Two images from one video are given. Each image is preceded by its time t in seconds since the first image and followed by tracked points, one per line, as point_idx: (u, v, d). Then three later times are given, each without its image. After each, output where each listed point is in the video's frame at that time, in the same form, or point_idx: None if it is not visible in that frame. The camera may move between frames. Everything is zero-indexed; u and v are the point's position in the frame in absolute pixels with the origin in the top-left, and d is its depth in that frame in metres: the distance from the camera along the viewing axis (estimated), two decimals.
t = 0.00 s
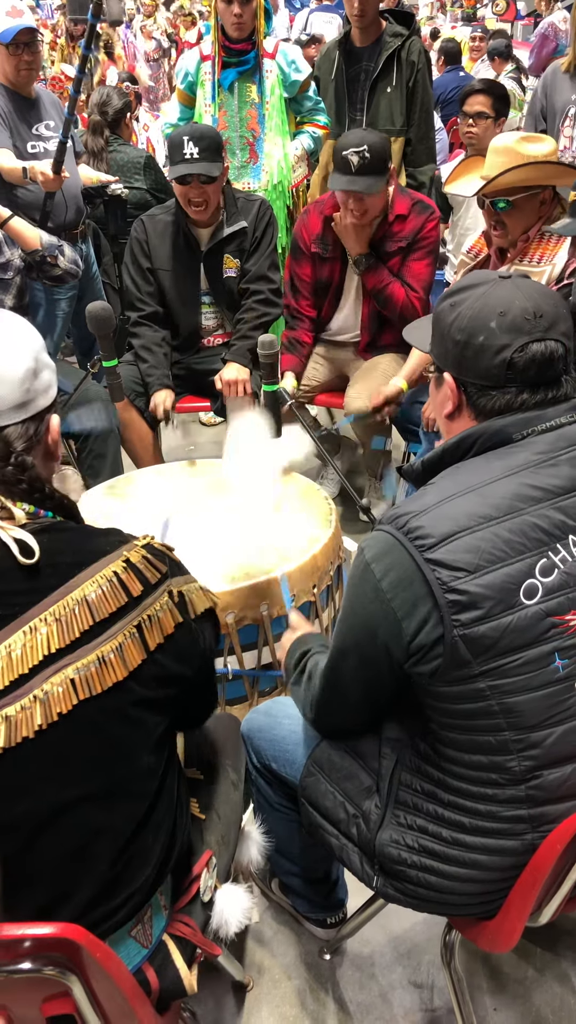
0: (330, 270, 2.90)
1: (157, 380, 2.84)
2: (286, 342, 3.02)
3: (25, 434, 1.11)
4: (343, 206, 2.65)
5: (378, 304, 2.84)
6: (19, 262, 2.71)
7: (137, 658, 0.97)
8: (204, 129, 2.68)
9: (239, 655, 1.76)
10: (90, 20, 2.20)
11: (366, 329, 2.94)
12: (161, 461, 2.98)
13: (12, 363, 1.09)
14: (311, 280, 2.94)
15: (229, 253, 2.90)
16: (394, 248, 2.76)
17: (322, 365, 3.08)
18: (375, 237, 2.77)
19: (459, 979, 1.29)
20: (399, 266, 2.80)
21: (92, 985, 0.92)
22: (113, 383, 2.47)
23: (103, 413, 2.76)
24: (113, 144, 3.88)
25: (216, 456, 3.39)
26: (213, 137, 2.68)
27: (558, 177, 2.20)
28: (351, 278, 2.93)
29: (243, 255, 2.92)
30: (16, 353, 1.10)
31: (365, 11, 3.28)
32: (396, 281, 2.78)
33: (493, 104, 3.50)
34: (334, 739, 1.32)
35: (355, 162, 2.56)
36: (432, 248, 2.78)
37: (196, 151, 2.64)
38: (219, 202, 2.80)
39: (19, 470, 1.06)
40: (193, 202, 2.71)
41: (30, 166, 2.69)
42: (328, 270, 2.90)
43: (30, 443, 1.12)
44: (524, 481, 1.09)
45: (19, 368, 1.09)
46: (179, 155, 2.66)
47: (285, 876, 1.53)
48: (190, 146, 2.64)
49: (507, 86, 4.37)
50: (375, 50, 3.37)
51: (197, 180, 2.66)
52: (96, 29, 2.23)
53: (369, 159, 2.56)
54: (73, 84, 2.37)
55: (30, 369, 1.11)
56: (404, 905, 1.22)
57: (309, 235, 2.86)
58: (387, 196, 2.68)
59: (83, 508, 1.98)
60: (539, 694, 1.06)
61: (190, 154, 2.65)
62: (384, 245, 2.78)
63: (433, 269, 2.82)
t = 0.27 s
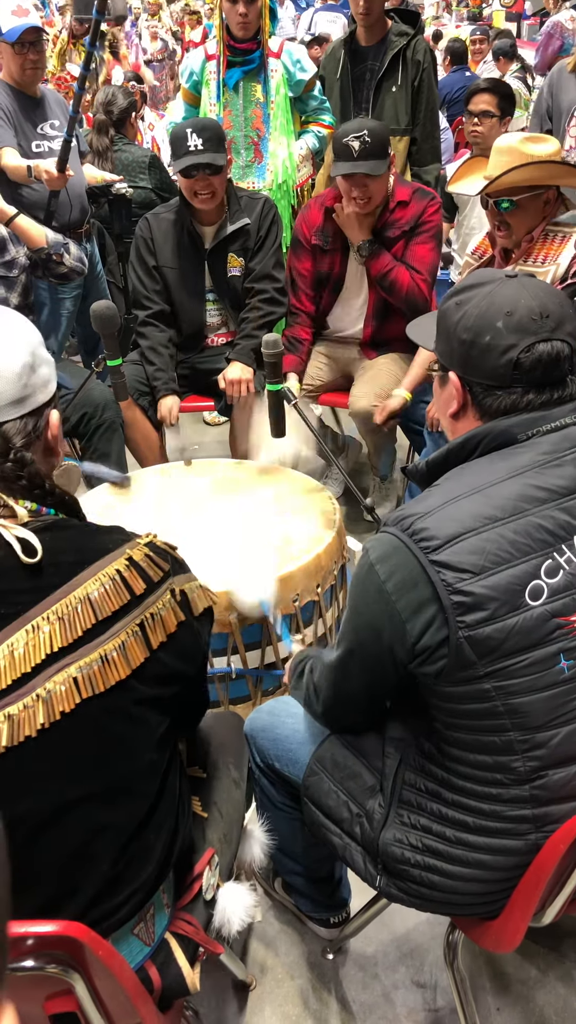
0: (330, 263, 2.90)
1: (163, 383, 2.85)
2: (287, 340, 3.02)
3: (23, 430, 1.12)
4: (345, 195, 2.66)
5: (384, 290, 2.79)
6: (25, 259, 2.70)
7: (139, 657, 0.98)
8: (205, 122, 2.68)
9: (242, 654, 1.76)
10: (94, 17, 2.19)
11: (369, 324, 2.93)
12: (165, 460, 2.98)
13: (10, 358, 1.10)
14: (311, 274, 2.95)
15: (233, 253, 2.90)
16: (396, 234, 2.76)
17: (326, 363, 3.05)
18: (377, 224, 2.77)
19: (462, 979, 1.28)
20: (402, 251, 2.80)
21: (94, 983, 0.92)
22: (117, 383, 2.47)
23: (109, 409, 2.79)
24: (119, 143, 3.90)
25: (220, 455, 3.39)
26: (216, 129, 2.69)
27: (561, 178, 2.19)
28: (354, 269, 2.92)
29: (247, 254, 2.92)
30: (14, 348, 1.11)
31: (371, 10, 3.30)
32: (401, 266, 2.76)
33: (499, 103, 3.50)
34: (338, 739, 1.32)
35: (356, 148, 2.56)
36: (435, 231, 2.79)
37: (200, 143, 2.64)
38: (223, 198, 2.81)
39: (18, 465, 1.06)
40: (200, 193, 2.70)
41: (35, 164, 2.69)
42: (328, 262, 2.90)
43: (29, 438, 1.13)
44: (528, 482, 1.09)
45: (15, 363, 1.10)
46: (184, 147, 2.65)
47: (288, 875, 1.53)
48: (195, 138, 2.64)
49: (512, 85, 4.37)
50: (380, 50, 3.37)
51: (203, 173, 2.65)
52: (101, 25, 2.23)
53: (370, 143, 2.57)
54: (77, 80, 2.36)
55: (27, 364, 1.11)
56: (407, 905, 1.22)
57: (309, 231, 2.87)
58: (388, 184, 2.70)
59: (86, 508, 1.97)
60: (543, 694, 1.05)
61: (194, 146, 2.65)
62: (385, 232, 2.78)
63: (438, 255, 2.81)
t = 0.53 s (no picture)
0: (334, 262, 2.89)
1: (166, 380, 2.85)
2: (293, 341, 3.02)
3: (36, 428, 1.11)
4: (351, 199, 2.65)
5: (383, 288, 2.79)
6: (32, 259, 2.75)
7: (146, 650, 0.98)
8: (214, 124, 2.69)
9: (247, 653, 1.76)
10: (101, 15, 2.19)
11: (372, 323, 2.92)
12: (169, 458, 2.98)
13: (24, 357, 1.10)
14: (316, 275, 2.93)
15: (238, 252, 2.90)
16: (398, 233, 2.75)
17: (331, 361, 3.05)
18: (379, 224, 2.76)
19: (465, 978, 1.28)
20: (403, 251, 2.78)
21: (98, 979, 0.93)
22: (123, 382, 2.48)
23: (114, 408, 2.77)
24: (124, 142, 3.88)
25: (225, 453, 3.39)
26: (224, 131, 2.70)
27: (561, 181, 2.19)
28: (359, 269, 2.88)
29: (251, 251, 2.92)
30: (28, 348, 1.11)
31: (376, 9, 3.27)
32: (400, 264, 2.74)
33: (507, 102, 3.48)
34: (341, 738, 1.32)
35: (364, 152, 2.57)
36: (436, 233, 2.77)
37: (215, 146, 2.66)
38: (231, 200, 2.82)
39: (31, 463, 1.09)
40: (216, 196, 2.70)
41: (41, 162, 2.69)
42: (332, 262, 2.89)
43: (42, 436, 1.12)
44: (532, 481, 1.09)
45: (31, 361, 1.10)
46: (198, 153, 2.65)
47: (291, 873, 1.53)
48: (209, 143, 2.65)
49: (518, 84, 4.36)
50: (386, 49, 3.36)
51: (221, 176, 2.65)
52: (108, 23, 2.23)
53: (378, 146, 2.58)
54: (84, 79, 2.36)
55: (43, 363, 1.12)
56: (411, 905, 1.22)
57: (313, 231, 2.86)
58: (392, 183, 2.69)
59: (91, 506, 1.98)
60: (547, 693, 1.05)
61: (208, 151, 2.65)
62: (389, 230, 2.77)
63: (438, 256, 2.79)
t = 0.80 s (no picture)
0: (337, 263, 2.90)
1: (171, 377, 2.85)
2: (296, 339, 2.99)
3: (48, 426, 1.11)
4: (352, 199, 2.66)
5: (384, 289, 2.78)
6: (37, 261, 2.60)
7: (147, 650, 0.98)
8: (224, 131, 2.66)
9: (249, 652, 1.77)
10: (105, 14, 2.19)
11: (374, 323, 2.92)
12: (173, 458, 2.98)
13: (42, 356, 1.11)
14: (320, 275, 2.93)
15: (243, 252, 2.90)
16: (401, 233, 2.75)
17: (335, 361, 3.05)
18: (381, 224, 2.76)
19: (468, 977, 1.28)
20: (405, 251, 2.77)
21: (101, 977, 0.93)
22: (126, 381, 2.47)
23: (117, 407, 2.77)
24: (128, 140, 3.90)
25: (228, 453, 3.39)
26: (231, 141, 2.66)
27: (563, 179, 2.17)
28: (360, 269, 2.91)
29: (256, 253, 2.92)
30: (45, 348, 1.12)
31: (381, 8, 3.29)
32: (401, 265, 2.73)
33: (512, 102, 3.48)
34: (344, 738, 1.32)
35: (363, 157, 2.57)
36: (440, 234, 2.77)
37: (212, 155, 2.63)
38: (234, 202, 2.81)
39: (41, 460, 1.07)
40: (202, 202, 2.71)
41: (45, 161, 2.69)
42: (335, 262, 2.90)
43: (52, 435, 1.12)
44: (535, 480, 1.08)
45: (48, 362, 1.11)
46: (196, 154, 2.66)
47: (294, 872, 1.53)
48: (207, 149, 2.63)
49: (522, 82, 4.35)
50: (390, 48, 3.36)
51: (206, 186, 2.66)
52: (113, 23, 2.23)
53: (377, 151, 2.57)
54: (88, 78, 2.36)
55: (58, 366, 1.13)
56: (413, 905, 1.22)
57: (316, 231, 2.86)
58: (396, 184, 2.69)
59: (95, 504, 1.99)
60: (550, 693, 1.05)
61: (205, 157, 2.64)
62: (392, 230, 2.76)
63: (440, 257, 2.78)
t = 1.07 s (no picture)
0: (339, 262, 2.90)
1: (172, 383, 2.85)
2: (298, 337, 3.01)
3: (41, 425, 1.13)
4: (353, 197, 2.66)
5: (384, 287, 2.78)
6: (41, 261, 2.71)
7: (150, 649, 0.98)
8: (224, 122, 2.69)
9: (251, 651, 1.77)
10: (108, 14, 2.19)
11: (375, 323, 2.92)
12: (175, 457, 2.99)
13: (30, 352, 1.11)
14: (322, 273, 2.92)
15: (246, 252, 2.90)
16: (402, 233, 2.75)
17: (336, 361, 3.06)
18: (382, 224, 2.77)
19: (470, 976, 1.28)
20: (406, 250, 2.77)
21: (103, 975, 0.93)
22: (128, 380, 2.47)
23: (120, 407, 2.79)
24: (131, 139, 3.93)
25: (230, 453, 3.39)
26: (233, 128, 2.70)
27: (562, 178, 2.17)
28: (362, 269, 2.92)
29: (258, 252, 2.92)
30: (34, 342, 1.12)
31: (384, 7, 3.30)
32: (401, 264, 2.74)
33: (514, 100, 3.48)
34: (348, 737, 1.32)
35: (363, 152, 2.56)
36: (441, 234, 2.76)
37: (218, 142, 2.65)
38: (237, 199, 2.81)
39: (35, 460, 1.08)
40: (217, 194, 2.70)
41: (47, 161, 2.70)
42: (337, 261, 2.90)
43: (46, 434, 1.14)
44: (539, 479, 1.09)
45: (36, 360, 1.11)
46: (202, 146, 2.66)
47: (296, 871, 1.53)
48: (213, 137, 2.65)
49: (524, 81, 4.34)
50: (392, 48, 3.37)
51: (221, 172, 2.65)
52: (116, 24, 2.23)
53: (378, 148, 2.56)
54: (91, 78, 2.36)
55: (48, 360, 1.13)
56: (416, 904, 1.22)
57: (319, 230, 2.86)
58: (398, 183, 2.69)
59: (97, 504, 1.99)
60: (553, 692, 1.05)
61: (212, 145, 2.66)
62: (393, 230, 2.77)
63: (442, 257, 2.78)
